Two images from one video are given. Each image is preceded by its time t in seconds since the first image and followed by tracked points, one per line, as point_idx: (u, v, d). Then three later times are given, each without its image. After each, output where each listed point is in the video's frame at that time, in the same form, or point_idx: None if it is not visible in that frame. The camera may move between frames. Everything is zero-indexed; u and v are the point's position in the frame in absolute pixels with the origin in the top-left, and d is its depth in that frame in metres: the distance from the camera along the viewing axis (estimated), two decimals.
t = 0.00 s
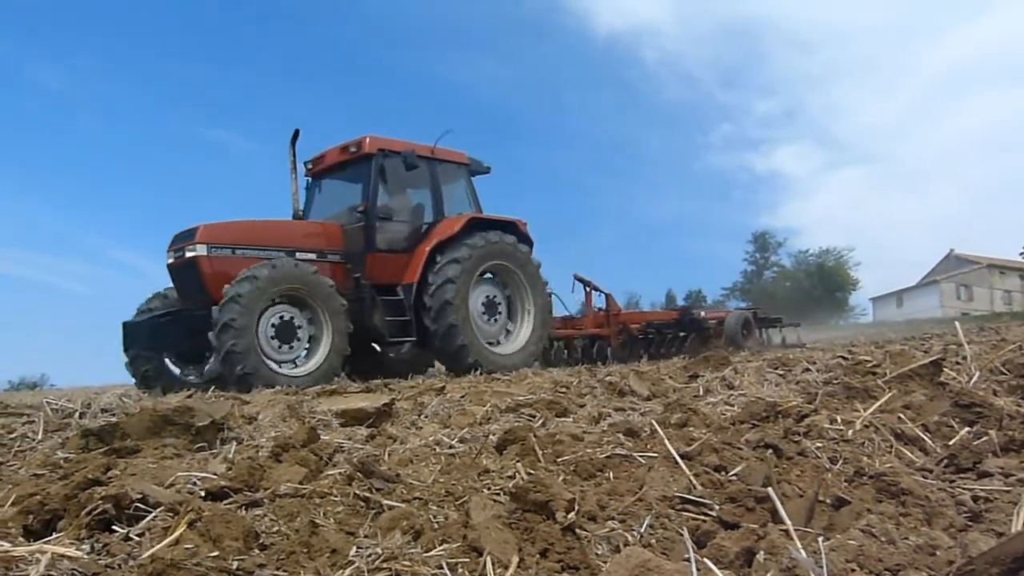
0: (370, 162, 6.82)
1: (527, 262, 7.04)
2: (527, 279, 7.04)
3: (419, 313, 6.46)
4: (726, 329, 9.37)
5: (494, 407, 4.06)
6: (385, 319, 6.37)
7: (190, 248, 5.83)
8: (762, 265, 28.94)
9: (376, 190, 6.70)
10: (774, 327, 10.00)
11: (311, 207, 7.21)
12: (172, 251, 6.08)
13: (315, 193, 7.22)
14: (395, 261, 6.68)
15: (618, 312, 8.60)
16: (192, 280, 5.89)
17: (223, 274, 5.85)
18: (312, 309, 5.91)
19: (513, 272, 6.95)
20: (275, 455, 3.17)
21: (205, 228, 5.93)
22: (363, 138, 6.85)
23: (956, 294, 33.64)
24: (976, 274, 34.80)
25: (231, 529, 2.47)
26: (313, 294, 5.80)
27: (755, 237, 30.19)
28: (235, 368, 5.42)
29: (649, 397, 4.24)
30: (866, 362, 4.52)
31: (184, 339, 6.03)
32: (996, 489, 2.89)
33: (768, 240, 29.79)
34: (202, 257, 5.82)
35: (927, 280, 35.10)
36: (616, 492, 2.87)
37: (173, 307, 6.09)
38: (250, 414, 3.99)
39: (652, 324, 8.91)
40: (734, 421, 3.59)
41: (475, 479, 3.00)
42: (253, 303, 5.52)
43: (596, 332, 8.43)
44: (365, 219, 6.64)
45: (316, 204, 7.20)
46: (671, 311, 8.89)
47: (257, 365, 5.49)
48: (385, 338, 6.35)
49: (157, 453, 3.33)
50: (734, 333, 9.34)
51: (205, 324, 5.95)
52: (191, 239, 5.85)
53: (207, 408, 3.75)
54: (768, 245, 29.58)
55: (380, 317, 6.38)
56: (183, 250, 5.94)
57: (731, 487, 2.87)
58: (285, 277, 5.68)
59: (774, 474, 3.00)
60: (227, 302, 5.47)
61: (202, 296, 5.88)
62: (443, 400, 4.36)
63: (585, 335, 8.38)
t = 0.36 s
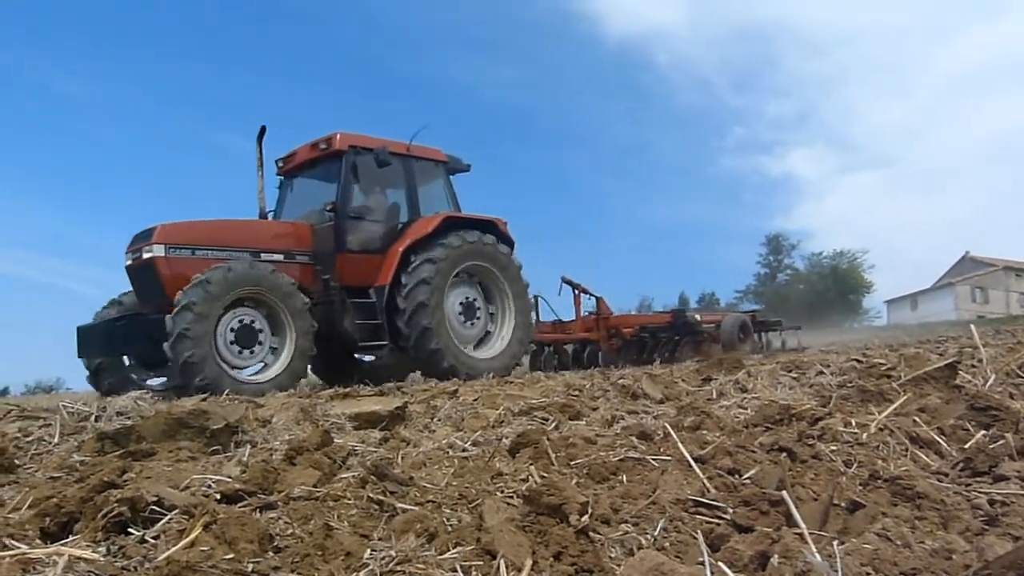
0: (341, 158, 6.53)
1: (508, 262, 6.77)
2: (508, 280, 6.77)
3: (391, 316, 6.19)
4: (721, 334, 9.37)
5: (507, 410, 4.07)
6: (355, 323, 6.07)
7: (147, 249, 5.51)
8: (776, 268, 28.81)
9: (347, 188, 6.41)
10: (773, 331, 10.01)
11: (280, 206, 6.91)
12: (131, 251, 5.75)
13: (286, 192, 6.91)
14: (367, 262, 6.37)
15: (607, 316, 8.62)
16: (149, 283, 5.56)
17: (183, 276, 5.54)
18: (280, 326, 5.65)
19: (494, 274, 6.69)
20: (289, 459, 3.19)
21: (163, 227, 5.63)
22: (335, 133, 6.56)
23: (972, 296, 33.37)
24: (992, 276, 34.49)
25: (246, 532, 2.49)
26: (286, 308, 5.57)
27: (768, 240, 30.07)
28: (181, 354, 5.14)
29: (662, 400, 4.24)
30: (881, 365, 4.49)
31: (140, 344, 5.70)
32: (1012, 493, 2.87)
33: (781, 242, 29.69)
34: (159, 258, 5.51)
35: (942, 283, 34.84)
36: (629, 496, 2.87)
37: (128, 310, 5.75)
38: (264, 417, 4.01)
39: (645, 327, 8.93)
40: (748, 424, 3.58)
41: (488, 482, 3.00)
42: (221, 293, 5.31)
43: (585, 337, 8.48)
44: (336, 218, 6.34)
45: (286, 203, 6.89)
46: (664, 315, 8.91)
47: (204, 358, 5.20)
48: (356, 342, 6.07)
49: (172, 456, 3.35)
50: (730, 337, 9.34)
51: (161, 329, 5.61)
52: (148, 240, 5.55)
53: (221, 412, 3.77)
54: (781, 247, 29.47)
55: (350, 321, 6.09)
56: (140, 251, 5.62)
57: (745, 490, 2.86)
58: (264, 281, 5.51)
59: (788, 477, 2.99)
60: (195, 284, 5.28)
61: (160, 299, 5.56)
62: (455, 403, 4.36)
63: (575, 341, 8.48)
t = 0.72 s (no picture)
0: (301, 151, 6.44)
1: (480, 269, 6.81)
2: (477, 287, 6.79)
3: (352, 317, 6.21)
4: (706, 338, 9.43)
5: (509, 412, 4.07)
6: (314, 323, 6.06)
7: (87, 245, 5.35)
8: (779, 271, 28.79)
9: (307, 183, 6.34)
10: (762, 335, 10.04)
11: (242, 200, 6.83)
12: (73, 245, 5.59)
13: (247, 186, 6.83)
14: (326, 261, 6.30)
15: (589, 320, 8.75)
16: (91, 279, 5.39)
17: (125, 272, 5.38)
18: (227, 337, 5.57)
19: (461, 275, 6.70)
20: (291, 461, 3.19)
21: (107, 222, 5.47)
22: (295, 125, 6.47)
23: (976, 301, 33.30)
24: (996, 281, 34.43)
25: (248, 534, 2.49)
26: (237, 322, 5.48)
27: (771, 244, 30.06)
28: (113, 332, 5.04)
29: (665, 404, 4.23)
30: (884, 369, 4.49)
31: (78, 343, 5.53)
32: (1016, 499, 2.87)
33: (784, 246, 29.69)
34: (101, 254, 5.34)
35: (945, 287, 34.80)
36: (632, 499, 2.86)
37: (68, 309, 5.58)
38: (266, 419, 4.01)
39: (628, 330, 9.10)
40: (751, 428, 3.57)
41: (490, 485, 3.00)
42: (174, 283, 5.28)
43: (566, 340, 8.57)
44: (294, 214, 6.26)
45: (247, 196, 6.82)
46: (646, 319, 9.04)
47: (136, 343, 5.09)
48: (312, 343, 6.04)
49: (174, 457, 3.35)
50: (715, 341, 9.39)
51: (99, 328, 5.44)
52: (90, 235, 5.38)
53: (223, 414, 3.77)
54: (784, 250, 29.45)
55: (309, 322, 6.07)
56: (81, 246, 5.45)
57: (747, 494, 2.85)
58: (222, 285, 5.47)
59: (791, 481, 2.99)
60: (150, 269, 5.27)
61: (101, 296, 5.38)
62: (458, 406, 4.36)
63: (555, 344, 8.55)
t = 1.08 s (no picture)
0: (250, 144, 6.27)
1: (449, 281, 6.68)
2: (441, 297, 6.61)
3: (301, 317, 6.00)
4: (685, 339, 9.38)
5: (507, 412, 4.07)
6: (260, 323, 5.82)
7: (17, 239, 5.10)
8: (777, 271, 28.84)
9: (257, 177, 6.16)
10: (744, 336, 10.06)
11: (193, 195, 6.64)
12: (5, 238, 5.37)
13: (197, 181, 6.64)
14: (276, 257, 6.12)
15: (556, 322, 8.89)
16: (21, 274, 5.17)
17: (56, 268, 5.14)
18: (163, 349, 5.27)
19: (421, 271, 6.51)
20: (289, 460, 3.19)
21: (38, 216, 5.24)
22: (244, 117, 6.30)
23: (973, 301, 33.35)
24: (993, 281, 34.51)
25: (247, 533, 2.49)
26: (177, 335, 5.21)
27: (769, 244, 30.11)
28: (41, 309, 4.81)
29: (662, 404, 4.24)
30: (882, 369, 4.50)
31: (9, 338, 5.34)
32: (1012, 498, 2.88)
33: (782, 246, 29.76)
34: (31, 248, 5.10)
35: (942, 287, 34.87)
36: (630, 499, 2.87)
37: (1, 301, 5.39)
38: (264, 419, 4.01)
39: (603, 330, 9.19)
40: (749, 428, 3.58)
41: (488, 484, 3.01)
42: (120, 276, 5.07)
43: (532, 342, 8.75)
44: (243, 209, 6.07)
45: (197, 191, 6.62)
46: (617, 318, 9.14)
47: (63, 326, 4.82)
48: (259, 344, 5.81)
49: (172, 457, 3.36)
50: (694, 342, 9.36)
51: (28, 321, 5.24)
52: (18, 228, 5.14)
53: (221, 414, 3.78)
54: (782, 251, 29.51)
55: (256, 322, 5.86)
56: (10, 239, 5.21)
57: (745, 494, 2.86)
58: (170, 291, 5.24)
59: (789, 481, 3.00)
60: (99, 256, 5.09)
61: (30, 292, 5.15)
62: (456, 405, 4.37)
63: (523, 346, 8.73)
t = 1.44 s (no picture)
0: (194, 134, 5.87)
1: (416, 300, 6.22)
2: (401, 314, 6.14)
3: (244, 316, 5.62)
4: (662, 341, 9.38)
5: (503, 413, 4.06)
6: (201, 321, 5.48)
7: None
8: (774, 271, 28.88)
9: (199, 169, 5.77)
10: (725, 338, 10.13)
11: (136, 189, 6.27)
12: None
13: (141, 174, 6.26)
14: (218, 254, 5.72)
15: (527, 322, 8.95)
16: None
17: None
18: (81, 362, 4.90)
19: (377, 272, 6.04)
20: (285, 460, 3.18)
21: None
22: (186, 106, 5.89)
23: (970, 301, 33.41)
24: (990, 282, 34.59)
25: (242, 534, 2.48)
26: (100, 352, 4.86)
27: (766, 245, 30.15)
28: None
29: (658, 404, 4.24)
30: (877, 370, 4.50)
31: None
32: (1009, 499, 2.88)
33: (779, 246, 29.80)
34: None
35: (939, 288, 34.95)
36: (626, 500, 2.86)
37: None
38: (260, 420, 4.00)
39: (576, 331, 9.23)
40: (745, 428, 3.58)
41: (484, 485, 3.00)
42: (58, 273, 4.81)
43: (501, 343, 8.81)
44: (182, 201, 5.68)
45: (140, 185, 6.25)
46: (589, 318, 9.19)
47: None
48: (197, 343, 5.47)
49: (168, 457, 3.35)
50: (670, 343, 9.39)
51: None
52: None
53: (217, 414, 3.77)
54: (778, 251, 29.55)
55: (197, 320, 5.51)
56: None
57: (741, 495, 2.86)
58: (106, 306, 4.92)
59: (785, 481, 3.00)
60: (44, 248, 4.86)
61: None
62: (452, 406, 4.36)
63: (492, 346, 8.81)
